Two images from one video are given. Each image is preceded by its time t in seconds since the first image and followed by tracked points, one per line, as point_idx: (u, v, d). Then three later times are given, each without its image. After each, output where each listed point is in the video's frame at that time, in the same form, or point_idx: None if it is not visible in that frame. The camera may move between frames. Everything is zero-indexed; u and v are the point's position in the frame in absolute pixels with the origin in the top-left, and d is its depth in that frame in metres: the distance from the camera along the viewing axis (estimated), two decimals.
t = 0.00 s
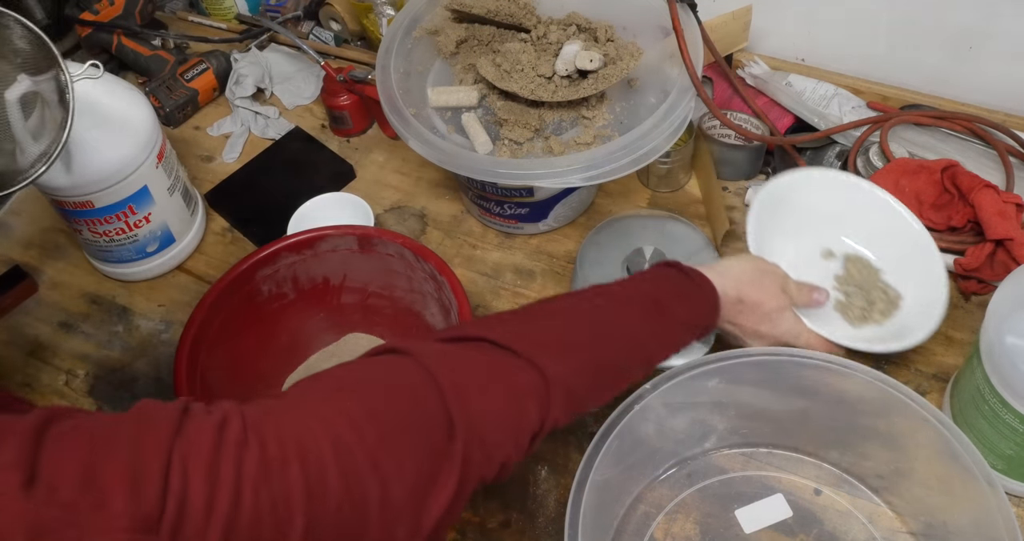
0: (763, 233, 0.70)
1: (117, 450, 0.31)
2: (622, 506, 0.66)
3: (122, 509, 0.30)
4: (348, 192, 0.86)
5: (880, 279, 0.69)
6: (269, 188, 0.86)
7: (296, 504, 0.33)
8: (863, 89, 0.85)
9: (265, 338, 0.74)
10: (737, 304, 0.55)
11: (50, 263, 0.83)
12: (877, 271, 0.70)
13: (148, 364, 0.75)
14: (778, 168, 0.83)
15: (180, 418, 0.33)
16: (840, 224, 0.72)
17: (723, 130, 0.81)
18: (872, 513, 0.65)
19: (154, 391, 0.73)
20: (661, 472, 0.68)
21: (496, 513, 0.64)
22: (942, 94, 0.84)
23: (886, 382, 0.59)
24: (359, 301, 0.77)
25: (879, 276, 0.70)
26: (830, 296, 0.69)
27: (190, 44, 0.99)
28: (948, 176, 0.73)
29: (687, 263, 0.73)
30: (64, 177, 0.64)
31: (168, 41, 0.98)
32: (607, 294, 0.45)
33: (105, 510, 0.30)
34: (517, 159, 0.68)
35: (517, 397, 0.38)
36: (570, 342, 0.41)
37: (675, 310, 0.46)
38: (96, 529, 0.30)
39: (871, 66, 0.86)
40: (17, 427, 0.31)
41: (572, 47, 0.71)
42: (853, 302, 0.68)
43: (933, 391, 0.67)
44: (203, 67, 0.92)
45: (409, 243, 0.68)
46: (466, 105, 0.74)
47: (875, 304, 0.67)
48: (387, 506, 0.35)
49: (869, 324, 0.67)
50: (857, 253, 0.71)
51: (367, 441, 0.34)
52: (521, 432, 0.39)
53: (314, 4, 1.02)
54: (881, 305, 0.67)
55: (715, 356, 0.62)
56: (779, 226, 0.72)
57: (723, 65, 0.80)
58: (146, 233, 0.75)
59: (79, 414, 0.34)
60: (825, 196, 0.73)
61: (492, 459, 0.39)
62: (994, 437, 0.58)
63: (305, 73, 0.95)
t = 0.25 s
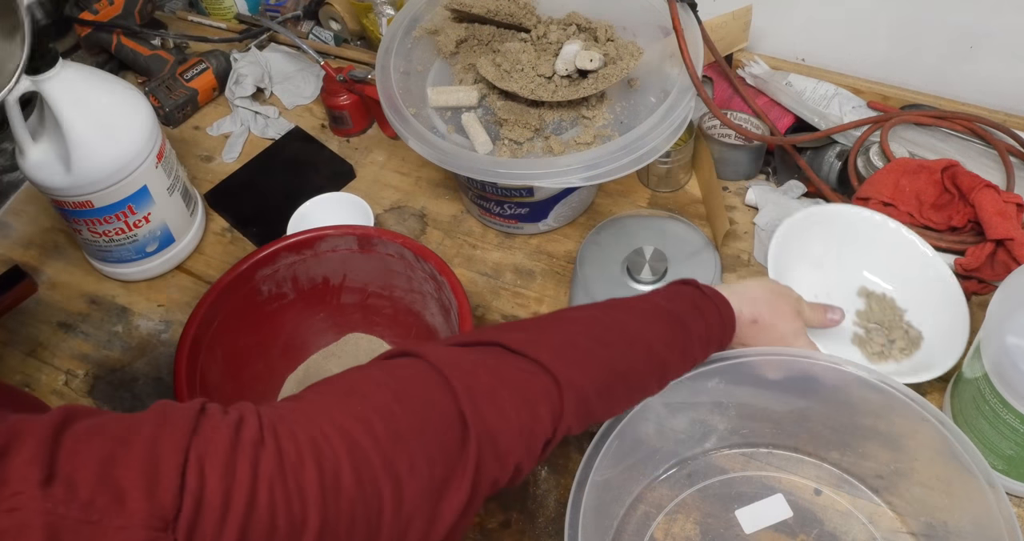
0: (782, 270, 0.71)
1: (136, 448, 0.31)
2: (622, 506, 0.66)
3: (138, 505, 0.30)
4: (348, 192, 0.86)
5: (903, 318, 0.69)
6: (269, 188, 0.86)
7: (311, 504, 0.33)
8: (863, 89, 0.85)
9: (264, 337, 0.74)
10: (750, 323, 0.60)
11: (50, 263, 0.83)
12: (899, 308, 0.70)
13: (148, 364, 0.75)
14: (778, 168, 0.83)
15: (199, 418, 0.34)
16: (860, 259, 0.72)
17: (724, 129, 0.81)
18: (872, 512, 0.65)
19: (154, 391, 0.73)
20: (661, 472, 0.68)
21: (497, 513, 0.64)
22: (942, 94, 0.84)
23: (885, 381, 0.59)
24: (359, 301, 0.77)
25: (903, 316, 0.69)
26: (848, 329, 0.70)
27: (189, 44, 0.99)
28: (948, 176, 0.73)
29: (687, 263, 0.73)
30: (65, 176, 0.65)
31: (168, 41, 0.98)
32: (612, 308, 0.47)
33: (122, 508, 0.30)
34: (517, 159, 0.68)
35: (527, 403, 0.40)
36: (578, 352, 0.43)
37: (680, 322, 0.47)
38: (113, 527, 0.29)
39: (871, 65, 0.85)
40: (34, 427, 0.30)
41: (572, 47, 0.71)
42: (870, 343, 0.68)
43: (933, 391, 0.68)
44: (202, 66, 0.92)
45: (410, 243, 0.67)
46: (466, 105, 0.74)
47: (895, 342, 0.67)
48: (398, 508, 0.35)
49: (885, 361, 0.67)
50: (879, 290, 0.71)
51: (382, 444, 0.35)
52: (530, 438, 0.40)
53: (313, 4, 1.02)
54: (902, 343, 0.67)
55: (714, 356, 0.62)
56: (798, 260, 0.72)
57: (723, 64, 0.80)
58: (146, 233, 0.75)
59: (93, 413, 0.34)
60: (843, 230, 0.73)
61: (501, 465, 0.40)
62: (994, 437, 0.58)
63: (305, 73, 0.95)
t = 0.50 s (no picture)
0: (785, 278, 0.71)
1: (118, 461, 0.31)
2: (622, 506, 0.66)
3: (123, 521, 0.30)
4: (348, 192, 0.86)
5: (908, 322, 0.69)
6: (268, 188, 0.86)
7: (293, 519, 0.33)
8: (864, 89, 0.85)
9: (264, 338, 0.74)
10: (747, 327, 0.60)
11: (49, 262, 0.82)
12: (905, 313, 0.69)
13: (147, 364, 0.75)
14: (778, 168, 0.83)
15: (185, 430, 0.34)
16: (860, 264, 0.72)
17: (724, 129, 0.81)
18: (872, 513, 0.65)
19: (154, 391, 0.73)
20: (661, 473, 0.68)
21: (497, 513, 0.64)
22: (943, 94, 0.84)
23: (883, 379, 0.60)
24: (359, 301, 0.77)
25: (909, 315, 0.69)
26: (854, 339, 0.70)
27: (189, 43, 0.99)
28: (949, 176, 0.73)
29: (687, 263, 0.73)
30: (64, 176, 0.65)
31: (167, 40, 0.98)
32: (604, 316, 0.47)
33: (100, 522, 0.30)
34: (518, 159, 0.68)
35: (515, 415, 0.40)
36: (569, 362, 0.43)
37: (672, 329, 0.47)
38: None
39: (872, 65, 0.85)
40: (20, 435, 0.31)
41: (572, 47, 0.71)
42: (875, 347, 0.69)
43: (933, 391, 0.67)
44: (202, 66, 0.92)
45: (409, 243, 0.67)
46: (466, 105, 0.74)
47: (900, 347, 0.67)
48: (384, 523, 0.35)
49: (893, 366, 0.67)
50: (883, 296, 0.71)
51: (366, 458, 0.35)
52: (519, 450, 0.40)
53: (313, 3, 1.01)
54: (908, 348, 0.67)
55: (714, 356, 0.62)
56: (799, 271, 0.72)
57: (724, 64, 0.80)
58: (144, 233, 0.75)
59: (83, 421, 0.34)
60: (843, 236, 0.72)
61: (489, 478, 0.39)
62: (995, 438, 0.58)
63: (304, 73, 0.95)
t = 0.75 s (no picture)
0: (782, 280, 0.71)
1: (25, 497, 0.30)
2: (622, 506, 0.66)
3: None
4: (348, 192, 0.86)
5: (909, 318, 0.69)
6: (268, 188, 0.86)
7: None
8: (864, 89, 0.85)
9: (264, 338, 0.74)
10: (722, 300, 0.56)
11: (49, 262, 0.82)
12: (905, 310, 0.69)
13: (147, 364, 0.75)
14: (778, 168, 0.83)
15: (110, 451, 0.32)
16: (859, 264, 0.72)
17: (724, 129, 0.81)
18: (873, 513, 0.65)
19: (154, 391, 0.73)
20: (662, 473, 0.68)
21: (496, 513, 0.64)
22: (943, 94, 0.84)
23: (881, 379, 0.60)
24: (359, 301, 0.77)
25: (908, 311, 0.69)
26: (854, 340, 0.70)
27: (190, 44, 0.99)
28: (949, 176, 0.73)
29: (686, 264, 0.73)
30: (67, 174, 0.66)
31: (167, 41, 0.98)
32: (572, 307, 0.43)
33: None
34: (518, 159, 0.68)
35: (469, 430, 0.37)
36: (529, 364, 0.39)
37: (642, 318, 0.43)
38: None
39: (872, 65, 0.85)
40: None
41: (573, 47, 0.71)
42: (874, 346, 0.69)
43: (934, 391, 0.67)
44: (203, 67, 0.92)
45: (408, 243, 0.67)
46: (466, 105, 0.74)
47: (900, 345, 0.67)
48: None
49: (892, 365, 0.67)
50: (883, 293, 0.71)
51: (291, 488, 0.32)
52: (467, 467, 0.36)
53: (313, 3, 1.01)
54: (907, 346, 0.67)
55: (714, 356, 0.62)
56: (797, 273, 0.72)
57: (723, 64, 0.80)
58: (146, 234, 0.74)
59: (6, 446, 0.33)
60: (842, 237, 0.72)
61: (437, 497, 0.36)
62: (995, 438, 0.58)
63: (303, 73, 0.95)
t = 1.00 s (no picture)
0: (779, 283, 0.71)
1: None
2: (622, 506, 0.66)
3: None
4: (348, 192, 0.86)
5: (909, 318, 0.68)
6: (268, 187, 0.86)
7: None
8: (864, 89, 0.85)
9: (264, 339, 0.74)
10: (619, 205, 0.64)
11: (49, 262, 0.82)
12: (905, 309, 0.69)
13: (147, 364, 0.75)
14: (778, 168, 0.83)
15: None
16: (857, 264, 0.73)
17: (724, 129, 0.81)
18: (873, 513, 0.65)
19: (154, 391, 0.73)
20: (661, 473, 0.68)
21: (497, 513, 0.64)
22: (942, 94, 0.84)
23: (880, 379, 0.60)
24: (359, 301, 0.77)
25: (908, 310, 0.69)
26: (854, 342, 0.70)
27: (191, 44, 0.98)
28: (949, 176, 0.73)
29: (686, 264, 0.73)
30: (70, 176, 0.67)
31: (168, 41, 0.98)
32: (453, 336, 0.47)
33: None
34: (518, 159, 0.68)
35: (421, 467, 0.43)
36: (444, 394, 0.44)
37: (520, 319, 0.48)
38: None
39: (872, 65, 0.85)
40: None
41: (573, 47, 0.71)
42: (875, 346, 0.69)
43: (933, 391, 0.67)
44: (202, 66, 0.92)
45: (408, 243, 0.67)
46: (466, 105, 0.74)
47: (899, 345, 0.67)
48: None
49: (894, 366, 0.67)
50: (883, 293, 0.71)
51: None
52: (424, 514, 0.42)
53: (313, 4, 1.02)
54: (907, 346, 0.67)
55: (714, 356, 0.63)
56: (796, 276, 0.72)
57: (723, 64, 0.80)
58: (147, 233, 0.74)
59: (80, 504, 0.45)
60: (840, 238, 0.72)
61: None
62: (994, 438, 0.58)
63: (304, 73, 0.95)
